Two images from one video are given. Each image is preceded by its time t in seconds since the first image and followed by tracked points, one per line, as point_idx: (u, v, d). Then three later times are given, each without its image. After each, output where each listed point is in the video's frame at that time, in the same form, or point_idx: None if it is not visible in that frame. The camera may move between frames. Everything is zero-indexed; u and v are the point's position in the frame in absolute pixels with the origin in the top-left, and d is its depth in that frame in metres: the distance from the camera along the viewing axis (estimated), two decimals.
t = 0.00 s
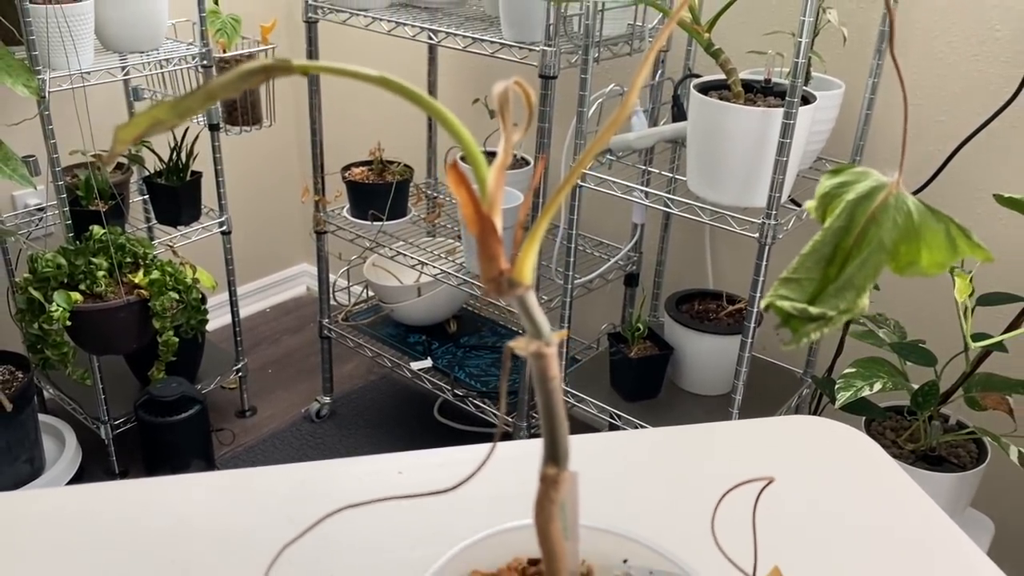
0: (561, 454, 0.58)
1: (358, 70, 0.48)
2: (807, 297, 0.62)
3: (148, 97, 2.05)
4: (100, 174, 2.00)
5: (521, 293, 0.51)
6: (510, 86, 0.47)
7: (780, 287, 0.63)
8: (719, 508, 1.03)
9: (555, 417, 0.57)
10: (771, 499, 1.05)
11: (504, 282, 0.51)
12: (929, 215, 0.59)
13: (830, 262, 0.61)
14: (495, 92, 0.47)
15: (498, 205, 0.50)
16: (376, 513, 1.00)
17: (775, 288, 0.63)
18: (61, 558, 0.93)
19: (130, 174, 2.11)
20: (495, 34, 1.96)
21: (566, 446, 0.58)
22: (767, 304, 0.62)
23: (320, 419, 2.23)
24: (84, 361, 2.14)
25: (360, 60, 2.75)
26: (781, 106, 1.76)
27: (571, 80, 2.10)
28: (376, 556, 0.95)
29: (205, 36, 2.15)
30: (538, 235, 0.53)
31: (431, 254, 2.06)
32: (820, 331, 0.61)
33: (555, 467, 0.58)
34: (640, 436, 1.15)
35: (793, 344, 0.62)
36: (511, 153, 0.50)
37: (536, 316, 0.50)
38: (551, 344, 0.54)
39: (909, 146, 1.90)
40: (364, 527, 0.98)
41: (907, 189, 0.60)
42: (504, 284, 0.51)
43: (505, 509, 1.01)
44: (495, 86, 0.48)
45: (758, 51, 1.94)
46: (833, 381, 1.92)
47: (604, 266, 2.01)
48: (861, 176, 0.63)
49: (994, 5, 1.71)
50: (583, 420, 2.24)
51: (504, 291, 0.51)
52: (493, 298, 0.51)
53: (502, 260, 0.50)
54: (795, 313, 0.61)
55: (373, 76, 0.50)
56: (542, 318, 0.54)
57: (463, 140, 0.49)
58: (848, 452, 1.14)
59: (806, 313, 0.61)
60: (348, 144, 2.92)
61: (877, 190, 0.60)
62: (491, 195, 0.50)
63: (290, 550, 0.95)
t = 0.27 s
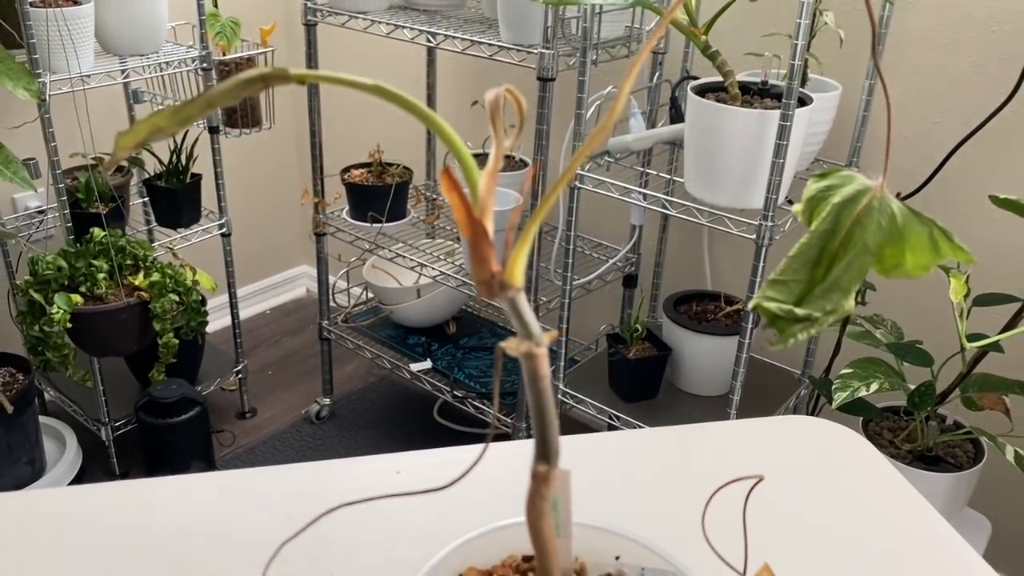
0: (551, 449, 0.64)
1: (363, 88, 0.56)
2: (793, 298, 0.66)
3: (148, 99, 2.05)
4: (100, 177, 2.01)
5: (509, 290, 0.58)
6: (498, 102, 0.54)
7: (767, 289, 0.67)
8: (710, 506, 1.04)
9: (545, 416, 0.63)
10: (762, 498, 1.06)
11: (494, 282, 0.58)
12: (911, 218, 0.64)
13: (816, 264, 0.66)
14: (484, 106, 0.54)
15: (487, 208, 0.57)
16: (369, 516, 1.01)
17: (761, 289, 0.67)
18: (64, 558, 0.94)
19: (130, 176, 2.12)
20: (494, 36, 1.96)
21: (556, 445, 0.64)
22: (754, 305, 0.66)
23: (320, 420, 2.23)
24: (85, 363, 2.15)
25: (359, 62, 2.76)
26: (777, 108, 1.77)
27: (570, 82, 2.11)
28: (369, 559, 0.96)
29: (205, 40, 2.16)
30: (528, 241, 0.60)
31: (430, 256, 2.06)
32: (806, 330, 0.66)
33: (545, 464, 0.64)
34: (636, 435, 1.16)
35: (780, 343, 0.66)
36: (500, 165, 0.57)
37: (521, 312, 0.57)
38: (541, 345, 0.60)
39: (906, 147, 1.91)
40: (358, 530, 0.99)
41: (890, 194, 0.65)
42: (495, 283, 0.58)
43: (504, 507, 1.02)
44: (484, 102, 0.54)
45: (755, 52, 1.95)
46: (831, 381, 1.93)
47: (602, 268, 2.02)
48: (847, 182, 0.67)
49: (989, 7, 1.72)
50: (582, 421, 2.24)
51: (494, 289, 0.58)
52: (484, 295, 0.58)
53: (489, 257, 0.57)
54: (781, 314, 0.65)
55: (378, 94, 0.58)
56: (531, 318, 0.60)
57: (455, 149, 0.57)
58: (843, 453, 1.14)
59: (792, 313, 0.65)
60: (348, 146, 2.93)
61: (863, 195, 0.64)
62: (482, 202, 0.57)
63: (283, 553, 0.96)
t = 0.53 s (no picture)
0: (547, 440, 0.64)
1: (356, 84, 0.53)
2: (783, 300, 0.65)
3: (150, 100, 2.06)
4: (102, 177, 2.02)
5: (507, 290, 0.57)
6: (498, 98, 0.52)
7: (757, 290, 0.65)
8: (702, 509, 1.06)
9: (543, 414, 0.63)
10: (755, 498, 1.07)
11: (491, 280, 0.57)
12: (900, 217, 0.63)
13: (807, 262, 0.64)
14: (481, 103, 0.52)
15: (485, 209, 0.56)
16: (361, 528, 1.02)
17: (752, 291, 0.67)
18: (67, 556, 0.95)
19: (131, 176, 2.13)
20: (494, 37, 1.97)
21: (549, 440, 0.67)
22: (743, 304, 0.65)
23: (321, 420, 2.23)
24: (87, 363, 2.15)
25: (359, 63, 2.76)
26: (775, 108, 1.78)
27: (569, 82, 2.12)
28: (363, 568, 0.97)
29: (206, 41, 2.17)
30: (526, 235, 0.59)
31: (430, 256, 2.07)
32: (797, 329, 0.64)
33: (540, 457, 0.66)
34: (639, 439, 1.18)
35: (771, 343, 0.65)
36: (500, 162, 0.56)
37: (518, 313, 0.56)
38: (536, 341, 0.60)
39: (904, 147, 1.92)
40: (350, 544, 1.00)
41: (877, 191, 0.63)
42: (491, 282, 0.57)
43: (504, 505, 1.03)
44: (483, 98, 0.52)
45: (753, 52, 1.95)
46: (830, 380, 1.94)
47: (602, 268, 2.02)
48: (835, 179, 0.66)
49: (986, 7, 1.73)
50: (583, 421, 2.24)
51: (492, 289, 0.57)
52: (482, 295, 0.57)
53: (489, 259, 0.56)
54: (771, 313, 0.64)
55: (373, 92, 0.53)
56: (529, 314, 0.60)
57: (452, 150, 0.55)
58: (849, 457, 1.15)
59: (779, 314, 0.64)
60: (348, 146, 2.94)
61: (853, 192, 0.63)
62: (480, 199, 0.56)
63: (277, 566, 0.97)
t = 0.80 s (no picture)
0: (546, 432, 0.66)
1: (359, 88, 0.54)
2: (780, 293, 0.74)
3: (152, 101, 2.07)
4: (105, 178, 2.03)
5: (508, 288, 0.59)
6: (498, 101, 0.54)
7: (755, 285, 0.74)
8: (704, 524, 1.07)
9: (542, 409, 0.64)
10: (755, 514, 1.10)
11: (492, 279, 0.58)
12: (889, 220, 0.72)
13: (801, 260, 0.73)
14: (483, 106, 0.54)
15: (487, 209, 0.57)
16: (365, 527, 1.04)
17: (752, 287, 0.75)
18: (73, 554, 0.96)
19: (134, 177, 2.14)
20: (495, 37, 1.98)
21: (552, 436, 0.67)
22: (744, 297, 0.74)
23: (323, 419, 2.23)
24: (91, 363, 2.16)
25: (360, 64, 2.77)
26: (775, 108, 1.79)
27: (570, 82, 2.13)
28: (367, 568, 0.99)
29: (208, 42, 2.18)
30: (524, 236, 0.61)
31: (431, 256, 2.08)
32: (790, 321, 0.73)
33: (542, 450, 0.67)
34: (643, 452, 1.19)
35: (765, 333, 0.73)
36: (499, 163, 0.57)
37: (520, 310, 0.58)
38: (536, 337, 0.62)
39: (903, 147, 1.93)
40: (352, 544, 1.01)
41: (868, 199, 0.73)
42: (493, 280, 0.58)
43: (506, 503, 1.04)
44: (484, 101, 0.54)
45: (753, 53, 1.96)
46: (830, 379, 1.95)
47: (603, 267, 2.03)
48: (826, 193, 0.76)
49: (985, 7, 1.74)
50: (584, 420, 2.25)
51: (493, 287, 0.58)
52: (483, 293, 0.58)
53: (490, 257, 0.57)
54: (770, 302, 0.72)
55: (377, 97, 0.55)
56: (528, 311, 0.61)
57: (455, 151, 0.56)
58: (855, 476, 1.17)
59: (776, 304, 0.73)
60: (350, 147, 2.94)
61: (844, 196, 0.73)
62: (480, 200, 0.57)
63: (281, 565, 0.98)
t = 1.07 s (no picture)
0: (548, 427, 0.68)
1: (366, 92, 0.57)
2: (775, 292, 0.74)
3: (155, 101, 2.08)
4: (109, 178, 2.03)
5: (508, 286, 0.61)
6: (498, 105, 0.57)
7: (750, 283, 0.74)
8: (704, 523, 1.08)
9: (543, 408, 0.68)
10: (752, 509, 1.11)
11: (493, 278, 0.61)
12: (883, 218, 0.72)
13: (798, 259, 0.73)
14: (484, 112, 0.57)
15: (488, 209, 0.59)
16: (367, 524, 1.05)
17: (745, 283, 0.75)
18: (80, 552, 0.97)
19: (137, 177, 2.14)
20: (497, 37, 1.99)
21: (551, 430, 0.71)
22: (741, 297, 0.74)
23: (327, 418, 2.24)
24: (94, 362, 2.17)
25: (362, 65, 2.78)
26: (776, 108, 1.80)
27: (572, 82, 2.13)
28: (368, 565, 0.99)
29: (211, 43, 2.19)
30: (526, 236, 0.62)
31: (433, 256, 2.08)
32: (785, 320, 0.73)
33: (542, 446, 0.71)
34: (647, 451, 1.20)
35: (760, 332, 0.74)
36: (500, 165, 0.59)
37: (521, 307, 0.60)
38: (536, 333, 0.64)
39: (903, 145, 1.94)
40: (355, 541, 1.02)
41: (862, 194, 0.73)
42: (494, 279, 0.61)
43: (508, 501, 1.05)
44: (486, 105, 0.57)
45: (754, 52, 1.97)
46: (831, 377, 1.96)
47: (604, 267, 2.03)
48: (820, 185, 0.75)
49: (985, 7, 1.75)
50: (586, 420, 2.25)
51: (493, 285, 0.61)
52: (483, 290, 0.61)
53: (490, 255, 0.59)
54: (764, 305, 0.73)
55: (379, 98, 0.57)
56: (529, 310, 0.63)
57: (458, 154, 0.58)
58: (857, 476, 1.17)
59: (772, 305, 0.73)
60: (352, 146, 2.95)
61: (838, 196, 0.72)
62: (482, 199, 0.59)
63: (284, 564, 0.99)
